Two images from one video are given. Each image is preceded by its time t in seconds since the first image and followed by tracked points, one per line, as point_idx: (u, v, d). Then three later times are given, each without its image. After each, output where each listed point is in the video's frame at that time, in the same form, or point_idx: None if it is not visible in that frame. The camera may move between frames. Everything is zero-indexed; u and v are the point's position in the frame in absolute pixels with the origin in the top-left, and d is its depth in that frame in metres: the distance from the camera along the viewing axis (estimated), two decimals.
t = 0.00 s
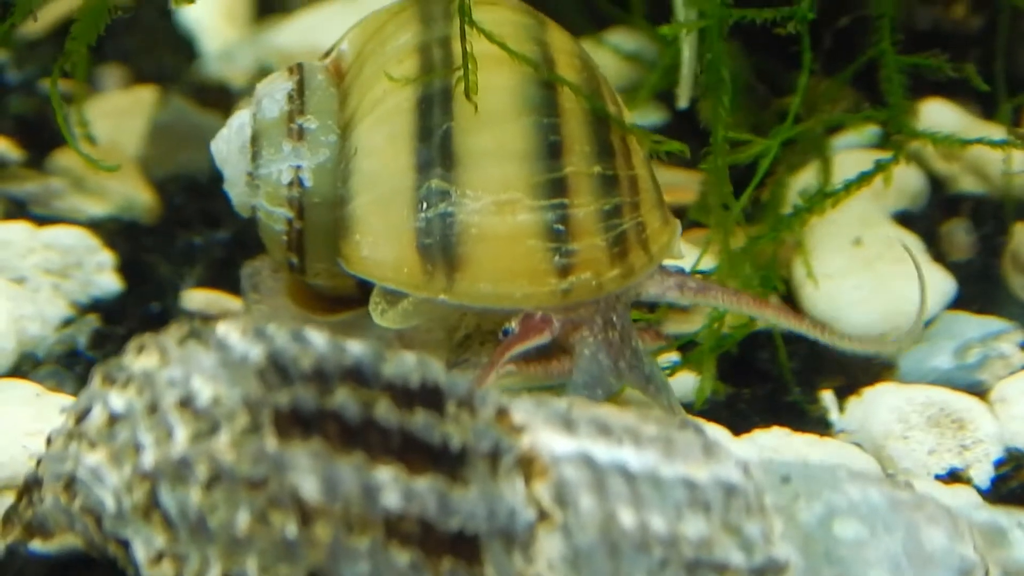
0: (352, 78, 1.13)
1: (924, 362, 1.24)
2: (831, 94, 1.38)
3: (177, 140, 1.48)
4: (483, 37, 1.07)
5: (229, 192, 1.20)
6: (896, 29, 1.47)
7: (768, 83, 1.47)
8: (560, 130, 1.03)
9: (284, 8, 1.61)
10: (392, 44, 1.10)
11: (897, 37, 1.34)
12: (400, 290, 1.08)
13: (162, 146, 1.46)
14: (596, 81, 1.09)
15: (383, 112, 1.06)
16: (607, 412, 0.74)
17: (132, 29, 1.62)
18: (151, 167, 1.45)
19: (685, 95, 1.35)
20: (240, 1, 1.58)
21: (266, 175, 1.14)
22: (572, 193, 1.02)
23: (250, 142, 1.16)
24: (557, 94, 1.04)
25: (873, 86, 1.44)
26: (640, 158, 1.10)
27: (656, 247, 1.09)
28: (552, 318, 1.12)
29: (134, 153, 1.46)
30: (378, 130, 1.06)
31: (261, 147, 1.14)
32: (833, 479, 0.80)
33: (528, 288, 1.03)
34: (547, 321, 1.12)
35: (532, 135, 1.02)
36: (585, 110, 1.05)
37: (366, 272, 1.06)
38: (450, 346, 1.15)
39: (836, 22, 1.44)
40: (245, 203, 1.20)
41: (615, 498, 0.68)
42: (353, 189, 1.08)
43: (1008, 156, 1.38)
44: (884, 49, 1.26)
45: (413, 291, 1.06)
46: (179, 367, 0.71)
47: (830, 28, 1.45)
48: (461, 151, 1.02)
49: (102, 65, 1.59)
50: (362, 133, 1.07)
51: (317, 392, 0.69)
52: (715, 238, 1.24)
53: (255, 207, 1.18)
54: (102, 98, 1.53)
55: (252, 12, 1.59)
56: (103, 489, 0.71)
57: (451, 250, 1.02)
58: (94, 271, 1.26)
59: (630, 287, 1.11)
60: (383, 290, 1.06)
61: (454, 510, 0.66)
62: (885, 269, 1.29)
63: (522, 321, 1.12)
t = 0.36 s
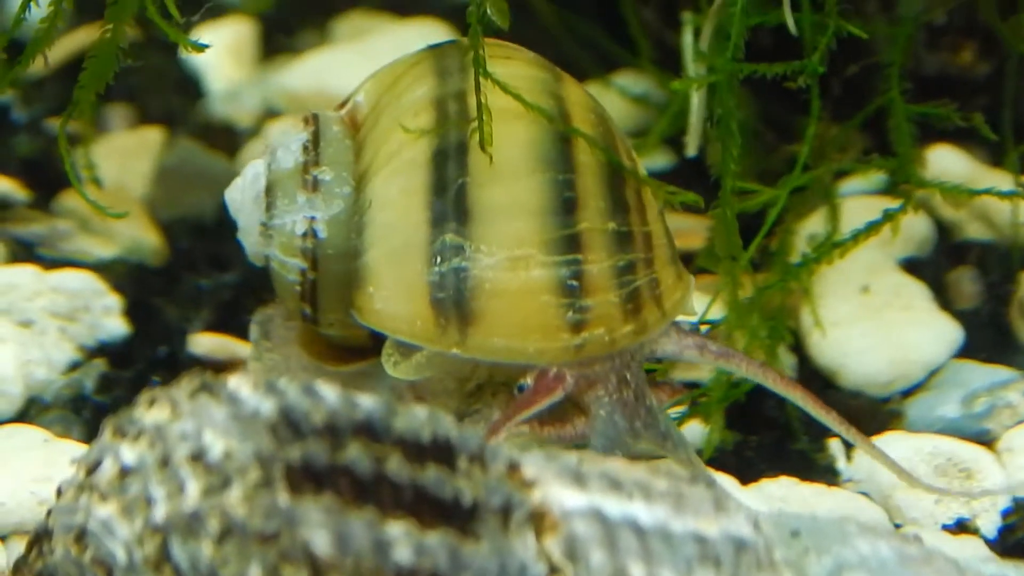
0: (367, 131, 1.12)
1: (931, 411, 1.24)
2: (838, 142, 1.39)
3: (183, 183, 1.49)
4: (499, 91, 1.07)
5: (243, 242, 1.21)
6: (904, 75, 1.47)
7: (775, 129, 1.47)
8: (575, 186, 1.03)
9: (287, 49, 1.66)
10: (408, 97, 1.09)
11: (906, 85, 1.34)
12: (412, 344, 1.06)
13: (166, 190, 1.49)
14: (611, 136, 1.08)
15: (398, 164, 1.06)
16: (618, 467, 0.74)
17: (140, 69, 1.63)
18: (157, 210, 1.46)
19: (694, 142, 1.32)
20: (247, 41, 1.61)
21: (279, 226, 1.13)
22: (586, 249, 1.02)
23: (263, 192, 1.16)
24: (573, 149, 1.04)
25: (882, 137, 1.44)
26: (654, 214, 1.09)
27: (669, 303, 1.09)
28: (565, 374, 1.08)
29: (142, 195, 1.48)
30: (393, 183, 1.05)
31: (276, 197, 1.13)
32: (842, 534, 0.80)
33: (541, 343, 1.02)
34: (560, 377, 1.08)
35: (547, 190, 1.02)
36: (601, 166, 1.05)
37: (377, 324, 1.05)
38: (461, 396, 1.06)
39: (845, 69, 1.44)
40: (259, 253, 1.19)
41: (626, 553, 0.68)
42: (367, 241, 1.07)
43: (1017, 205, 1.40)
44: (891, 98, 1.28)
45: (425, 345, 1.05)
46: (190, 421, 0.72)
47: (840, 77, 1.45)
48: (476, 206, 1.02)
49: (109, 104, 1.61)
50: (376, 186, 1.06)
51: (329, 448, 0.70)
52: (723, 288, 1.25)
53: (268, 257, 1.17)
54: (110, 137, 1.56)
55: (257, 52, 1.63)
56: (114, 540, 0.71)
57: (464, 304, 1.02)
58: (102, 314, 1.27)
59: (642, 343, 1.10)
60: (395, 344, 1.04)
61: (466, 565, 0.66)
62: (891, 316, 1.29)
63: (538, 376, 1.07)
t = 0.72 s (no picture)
0: (379, 154, 1.12)
1: (936, 429, 1.24)
2: (843, 162, 1.36)
3: (191, 198, 1.50)
4: (511, 116, 1.06)
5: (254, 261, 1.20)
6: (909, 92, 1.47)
7: (780, 147, 1.44)
8: (586, 213, 1.03)
9: (298, 65, 1.67)
10: (420, 121, 1.09)
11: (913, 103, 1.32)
12: (421, 368, 1.07)
13: (173, 206, 1.49)
14: (623, 161, 1.09)
15: (409, 190, 1.05)
16: (618, 485, 0.71)
17: (149, 88, 1.65)
18: (164, 226, 1.47)
19: (699, 161, 1.33)
20: (257, 60, 1.63)
21: (291, 248, 1.12)
22: (596, 276, 1.02)
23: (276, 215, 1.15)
24: (585, 177, 1.04)
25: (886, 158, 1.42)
26: (665, 241, 1.10)
27: (678, 330, 1.09)
28: (575, 403, 1.08)
29: (150, 212, 1.49)
30: (404, 207, 1.05)
31: (288, 220, 1.13)
32: (843, 553, 0.80)
33: (550, 369, 1.03)
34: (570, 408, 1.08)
35: (559, 217, 1.02)
36: (613, 194, 1.05)
37: (388, 349, 1.05)
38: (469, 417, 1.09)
39: (850, 88, 1.41)
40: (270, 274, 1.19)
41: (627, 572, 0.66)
42: (377, 265, 1.07)
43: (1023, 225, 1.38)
44: (897, 116, 1.27)
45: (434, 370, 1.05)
46: (192, 440, 0.73)
47: (846, 95, 1.42)
48: (487, 233, 1.02)
49: (117, 121, 1.60)
50: (388, 211, 1.06)
51: (331, 467, 0.70)
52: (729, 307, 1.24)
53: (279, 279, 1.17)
54: (118, 154, 1.56)
55: (267, 71, 1.64)
56: (116, 559, 0.71)
57: (474, 330, 1.02)
58: (109, 331, 1.28)
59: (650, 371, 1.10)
60: (404, 368, 1.05)
61: None
62: (896, 334, 1.29)
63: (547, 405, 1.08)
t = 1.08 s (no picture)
0: (384, 158, 1.13)
1: (936, 430, 1.23)
2: (845, 164, 1.33)
3: (193, 203, 1.49)
4: (516, 123, 1.08)
5: (259, 266, 1.21)
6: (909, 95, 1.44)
7: (781, 147, 1.41)
8: (591, 221, 1.04)
9: (299, 67, 1.67)
10: (426, 126, 1.10)
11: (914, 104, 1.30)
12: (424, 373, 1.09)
13: (176, 210, 1.48)
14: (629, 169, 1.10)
15: (413, 196, 1.07)
16: (615, 484, 0.70)
17: (147, 91, 1.63)
18: (167, 229, 1.47)
19: (699, 163, 1.33)
20: (258, 62, 1.63)
21: (295, 253, 1.14)
22: (599, 284, 1.04)
23: (280, 219, 1.16)
24: (589, 185, 1.05)
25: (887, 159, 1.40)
26: (670, 249, 1.11)
27: (682, 339, 1.11)
28: (579, 415, 1.12)
29: (151, 216, 1.47)
30: (408, 214, 1.07)
31: (292, 224, 1.14)
32: (841, 553, 0.79)
33: (552, 377, 1.05)
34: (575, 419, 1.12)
35: (562, 225, 1.03)
36: (618, 202, 1.06)
37: (392, 354, 1.08)
38: (471, 420, 1.18)
39: (851, 88, 1.40)
40: (274, 278, 1.19)
41: (624, 572, 0.65)
42: (382, 271, 1.09)
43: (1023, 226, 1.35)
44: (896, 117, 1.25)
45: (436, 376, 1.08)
46: (187, 440, 0.73)
47: (846, 95, 1.41)
48: (491, 240, 1.04)
49: (118, 124, 1.59)
50: (392, 217, 1.08)
51: (325, 466, 0.70)
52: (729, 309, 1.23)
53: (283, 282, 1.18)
54: (120, 158, 1.54)
55: (268, 72, 1.64)
56: (110, 558, 0.71)
57: (476, 337, 1.05)
58: (108, 334, 1.29)
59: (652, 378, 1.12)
60: (408, 373, 1.08)
61: None
62: (898, 336, 1.28)
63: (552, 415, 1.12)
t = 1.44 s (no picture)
0: (384, 162, 1.13)
1: (930, 431, 1.23)
2: (838, 163, 1.33)
3: (189, 203, 1.48)
4: (516, 129, 1.08)
5: (257, 268, 1.20)
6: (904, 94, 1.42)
7: (776, 148, 1.40)
8: (588, 227, 1.04)
9: (296, 67, 1.67)
10: (425, 132, 1.11)
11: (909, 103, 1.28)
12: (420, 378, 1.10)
13: (171, 210, 1.47)
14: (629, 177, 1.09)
15: (411, 201, 1.07)
16: (605, 483, 0.71)
17: (145, 92, 1.62)
18: (161, 229, 1.46)
19: (692, 162, 1.30)
20: (253, 63, 1.62)
21: (293, 256, 1.14)
22: (596, 291, 1.04)
23: (279, 221, 1.16)
24: (588, 192, 1.05)
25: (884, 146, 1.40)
26: (668, 257, 1.11)
27: (680, 346, 1.11)
28: (576, 424, 1.12)
29: (146, 215, 1.47)
30: (406, 219, 1.07)
31: (290, 227, 1.14)
32: (831, 551, 0.79)
33: (547, 384, 1.05)
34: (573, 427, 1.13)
35: (560, 231, 1.03)
36: (616, 209, 1.06)
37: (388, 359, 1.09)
38: (466, 422, 1.19)
39: (845, 88, 1.40)
40: (273, 281, 1.19)
41: (612, 570, 0.65)
42: (379, 276, 1.10)
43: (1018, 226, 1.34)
44: (890, 117, 1.24)
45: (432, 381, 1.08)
46: (175, 437, 0.73)
47: (841, 95, 1.40)
48: (488, 245, 1.03)
49: (114, 125, 1.58)
50: (391, 222, 1.09)
51: (313, 463, 0.70)
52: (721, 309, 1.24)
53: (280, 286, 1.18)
54: (116, 158, 1.54)
55: (264, 73, 1.63)
56: (99, 556, 0.71)
57: (472, 343, 1.05)
58: (102, 333, 1.29)
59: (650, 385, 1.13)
60: (403, 378, 1.08)
61: None
62: (893, 336, 1.28)
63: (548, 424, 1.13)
